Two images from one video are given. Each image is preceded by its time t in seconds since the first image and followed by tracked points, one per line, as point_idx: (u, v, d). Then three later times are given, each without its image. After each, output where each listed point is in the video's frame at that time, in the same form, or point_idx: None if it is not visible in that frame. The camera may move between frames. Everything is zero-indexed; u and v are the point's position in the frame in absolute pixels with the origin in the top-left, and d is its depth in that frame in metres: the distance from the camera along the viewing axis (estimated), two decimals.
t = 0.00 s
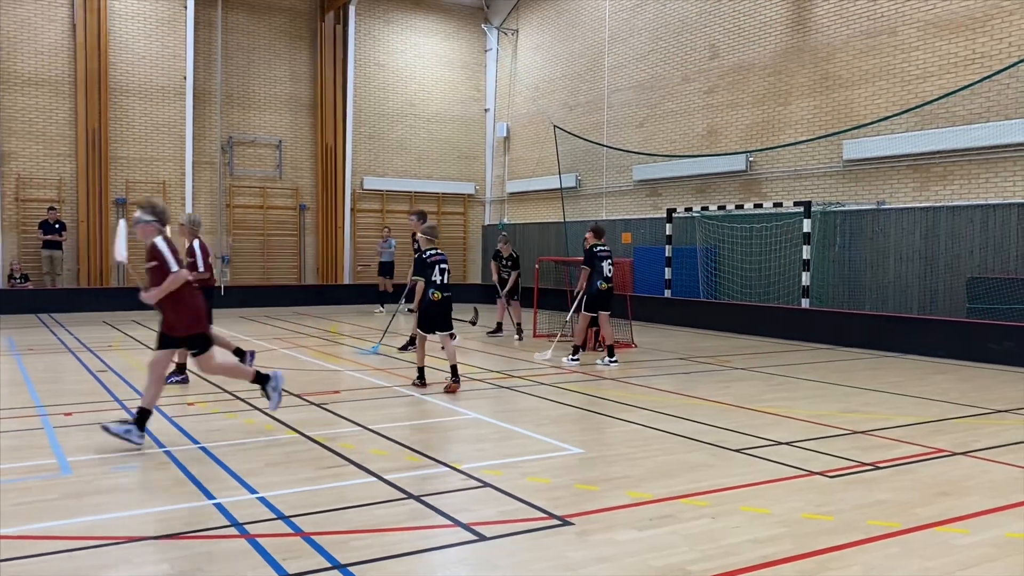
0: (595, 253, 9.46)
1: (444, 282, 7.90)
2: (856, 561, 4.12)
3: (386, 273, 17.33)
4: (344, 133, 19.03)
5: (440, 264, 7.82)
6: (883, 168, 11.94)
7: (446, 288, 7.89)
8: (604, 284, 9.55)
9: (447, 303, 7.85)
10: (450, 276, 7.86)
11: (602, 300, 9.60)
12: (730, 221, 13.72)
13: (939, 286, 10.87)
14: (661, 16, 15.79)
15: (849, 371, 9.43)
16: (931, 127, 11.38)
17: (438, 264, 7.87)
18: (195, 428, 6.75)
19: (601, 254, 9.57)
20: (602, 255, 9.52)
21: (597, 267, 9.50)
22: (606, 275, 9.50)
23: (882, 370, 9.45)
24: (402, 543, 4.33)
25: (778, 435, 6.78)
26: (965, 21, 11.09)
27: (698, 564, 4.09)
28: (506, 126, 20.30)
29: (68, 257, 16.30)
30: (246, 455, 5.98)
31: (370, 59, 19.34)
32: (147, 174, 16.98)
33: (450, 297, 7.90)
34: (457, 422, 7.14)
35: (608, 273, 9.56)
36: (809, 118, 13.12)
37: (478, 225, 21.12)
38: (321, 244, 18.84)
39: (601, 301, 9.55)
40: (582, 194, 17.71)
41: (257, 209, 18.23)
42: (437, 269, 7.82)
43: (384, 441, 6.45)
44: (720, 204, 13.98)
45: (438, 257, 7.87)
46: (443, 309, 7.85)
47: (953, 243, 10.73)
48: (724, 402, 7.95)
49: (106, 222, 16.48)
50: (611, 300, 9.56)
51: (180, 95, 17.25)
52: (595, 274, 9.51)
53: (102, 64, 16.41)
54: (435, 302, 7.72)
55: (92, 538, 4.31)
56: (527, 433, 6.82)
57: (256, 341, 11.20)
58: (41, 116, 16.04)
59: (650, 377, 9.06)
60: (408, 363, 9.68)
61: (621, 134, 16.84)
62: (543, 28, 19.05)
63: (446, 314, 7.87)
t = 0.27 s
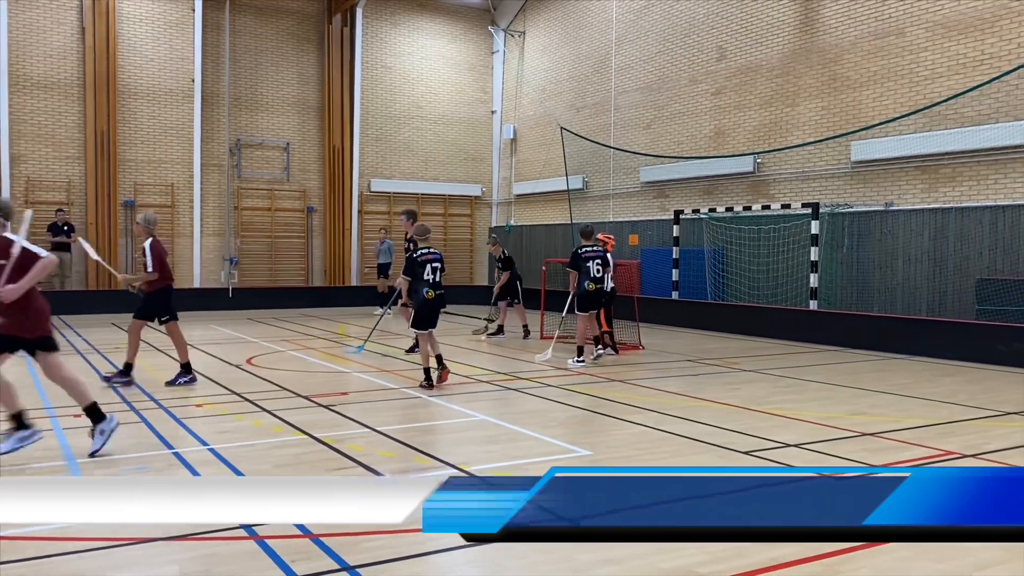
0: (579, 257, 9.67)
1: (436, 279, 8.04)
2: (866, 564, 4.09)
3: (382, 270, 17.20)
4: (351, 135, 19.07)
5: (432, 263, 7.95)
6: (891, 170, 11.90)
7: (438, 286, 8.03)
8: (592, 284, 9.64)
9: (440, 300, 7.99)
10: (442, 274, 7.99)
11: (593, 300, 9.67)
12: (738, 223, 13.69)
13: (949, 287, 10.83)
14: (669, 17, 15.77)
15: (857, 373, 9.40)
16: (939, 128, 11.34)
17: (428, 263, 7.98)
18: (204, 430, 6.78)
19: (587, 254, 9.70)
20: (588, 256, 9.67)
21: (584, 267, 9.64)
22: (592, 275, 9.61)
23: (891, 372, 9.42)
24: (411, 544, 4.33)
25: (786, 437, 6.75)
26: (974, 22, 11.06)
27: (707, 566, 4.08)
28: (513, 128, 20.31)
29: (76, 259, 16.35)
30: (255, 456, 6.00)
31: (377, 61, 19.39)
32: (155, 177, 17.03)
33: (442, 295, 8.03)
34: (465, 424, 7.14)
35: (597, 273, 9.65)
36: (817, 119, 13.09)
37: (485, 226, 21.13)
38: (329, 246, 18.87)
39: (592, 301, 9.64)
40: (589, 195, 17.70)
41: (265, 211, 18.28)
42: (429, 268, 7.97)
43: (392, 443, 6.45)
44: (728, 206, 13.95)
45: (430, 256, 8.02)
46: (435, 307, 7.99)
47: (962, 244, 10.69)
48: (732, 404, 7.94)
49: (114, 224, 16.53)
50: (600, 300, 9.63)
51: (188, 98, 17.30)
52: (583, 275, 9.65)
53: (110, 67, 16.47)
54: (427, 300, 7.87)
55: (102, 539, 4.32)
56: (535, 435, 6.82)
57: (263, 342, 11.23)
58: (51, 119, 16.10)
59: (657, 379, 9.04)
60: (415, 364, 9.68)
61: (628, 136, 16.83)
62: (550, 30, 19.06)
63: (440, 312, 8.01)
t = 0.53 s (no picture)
0: (583, 258, 9.58)
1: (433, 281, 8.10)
2: (880, 566, 4.06)
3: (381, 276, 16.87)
4: (361, 137, 19.11)
5: (428, 266, 7.99)
6: (903, 170, 11.84)
7: (434, 288, 8.09)
8: (596, 285, 9.53)
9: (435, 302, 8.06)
10: (438, 276, 8.04)
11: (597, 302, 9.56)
12: (748, 223, 13.64)
13: (961, 288, 10.74)
14: (679, 18, 15.75)
15: (869, 374, 9.35)
16: (951, 128, 11.27)
17: (424, 266, 8.01)
18: (216, 431, 6.81)
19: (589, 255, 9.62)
20: (592, 257, 9.59)
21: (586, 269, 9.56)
22: (596, 277, 9.51)
23: (902, 373, 9.37)
24: (422, 546, 4.32)
25: (798, 438, 6.72)
26: (986, 21, 10.99)
27: (718, 567, 4.06)
28: (522, 129, 20.31)
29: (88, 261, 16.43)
30: (266, 457, 6.01)
31: (387, 63, 19.43)
32: (166, 179, 17.11)
33: (437, 299, 8.08)
34: (475, 425, 7.14)
35: (600, 275, 9.55)
36: (827, 119, 13.04)
37: (495, 228, 21.14)
38: (339, 247, 18.90)
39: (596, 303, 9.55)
40: (598, 196, 17.68)
41: (275, 213, 18.33)
42: (425, 270, 8.01)
43: (402, 444, 6.45)
44: (738, 206, 13.91)
45: (426, 258, 8.06)
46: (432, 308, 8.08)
47: (974, 245, 10.61)
48: (742, 405, 7.91)
49: (126, 226, 16.61)
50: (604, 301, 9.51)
51: (198, 100, 17.38)
52: (586, 276, 9.57)
53: (122, 70, 16.55)
54: (423, 302, 7.94)
55: (115, 540, 4.33)
56: (546, 436, 6.81)
57: (273, 344, 11.26)
58: (62, 122, 16.19)
59: (667, 380, 9.02)
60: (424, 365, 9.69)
61: (638, 137, 16.80)
62: (559, 31, 19.06)
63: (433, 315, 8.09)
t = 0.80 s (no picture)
0: (596, 255, 9.63)
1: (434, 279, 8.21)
2: (899, 568, 4.03)
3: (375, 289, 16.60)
4: (375, 139, 19.18)
5: (431, 264, 8.11)
6: (920, 169, 11.76)
7: (436, 286, 8.20)
8: (608, 281, 9.57)
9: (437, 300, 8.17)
10: (440, 274, 8.14)
11: (610, 298, 9.62)
12: (763, 224, 13.58)
13: (978, 288, 10.65)
14: (693, 18, 15.72)
15: (885, 375, 9.28)
16: (969, 127, 11.18)
17: (426, 264, 8.12)
18: (232, 432, 6.85)
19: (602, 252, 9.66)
20: (606, 254, 9.62)
21: (598, 265, 9.61)
22: (608, 273, 9.54)
23: (919, 374, 9.31)
24: (437, 547, 4.32)
25: (814, 439, 6.68)
26: (1004, 19, 10.90)
27: (735, 569, 4.04)
28: (536, 130, 20.33)
29: (105, 263, 16.56)
30: (281, 457, 6.03)
31: (401, 65, 19.49)
32: (182, 181, 17.23)
33: (438, 296, 8.18)
34: (490, 426, 7.14)
35: (613, 272, 9.57)
36: (843, 119, 12.97)
37: (509, 229, 21.16)
38: (353, 248, 18.98)
39: (608, 299, 9.62)
40: (612, 197, 17.66)
41: (290, 214, 18.41)
42: (427, 269, 8.12)
43: (417, 445, 6.46)
44: (753, 207, 13.86)
45: (428, 257, 8.18)
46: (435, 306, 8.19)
47: (992, 244, 10.52)
48: (758, 406, 7.87)
49: (143, 228, 16.73)
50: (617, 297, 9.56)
51: (214, 102, 17.49)
52: (598, 273, 9.62)
53: (138, 73, 16.67)
54: (425, 300, 8.06)
55: (132, 540, 4.35)
56: (560, 437, 6.80)
57: (288, 344, 11.31)
58: (80, 125, 16.32)
59: (682, 381, 8.99)
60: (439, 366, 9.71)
61: (652, 137, 16.77)
62: (573, 32, 19.05)
63: (434, 312, 8.19)
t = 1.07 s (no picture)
0: (613, 254, 9.58)
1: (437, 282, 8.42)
2: (928, 570, 3.98)
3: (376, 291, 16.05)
4: (397, 140, 19.24)
5: (433, 267, 8.29)
6: (946, 167, 11.62)
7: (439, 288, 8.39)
8: (625, 280, 9.48)
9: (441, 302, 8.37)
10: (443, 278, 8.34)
11: (629, 298, 9.51)
12: (786, 223, 13.47)
13: (1006, 288, 10.49)
14: (714, 17, 15.65)
15: (910, 375, 9.19)
16: (996, 125, 11.02)
17: (429, 267, 8.31)
18: (255, 432, 6.90)
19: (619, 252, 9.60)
20: (623, 254, 9.55)
21: (615, 265, 9.55)
22: (624, 272, 9.45)
23: (946, 375, 9.20)
24: (460, 547, 4.32)
25: (838, 441, 6.62)
26: None
27: (759, 571, 4.01)
28: (557, 130, 20.32)
29: (130, 265, 16.74)
30: (304, 458, 6.07)
31: (421, 66, 19.55)
32: (206, 184, 17.38)
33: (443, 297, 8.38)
34: (511, 427, 7.15)
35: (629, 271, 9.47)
36: (867, 117, 12.85)
37: (530, 230, 21.14)
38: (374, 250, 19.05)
39: (626, 298, 9.51)
40: (633, 197, 17.61)
41: (312, 216, 18.51)
42: (430, 271, 8.31)
43: (439, 445, 6.47)
44: (776, 206, 13.76)
45: (431, 260, 8.36)
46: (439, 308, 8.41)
47: (1020, 243, 10.35)
48: (781, 407, 7.82)
49: (167, 230, 16.90)
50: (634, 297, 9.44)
51: (237, 105, 17.64)
52: (616, 272, 9.55)
53: (162, 76, 16.84)
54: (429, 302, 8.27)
55: (157, 539, 4.39)
56: (582, 438, 6.78)
57: (311, 346, 11.39)
58: (105, 128, 16.52)
59: (705, 382, 8.95)
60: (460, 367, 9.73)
61: (674, 137, 16.70)
62: (594, 32, 19.02)
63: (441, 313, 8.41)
